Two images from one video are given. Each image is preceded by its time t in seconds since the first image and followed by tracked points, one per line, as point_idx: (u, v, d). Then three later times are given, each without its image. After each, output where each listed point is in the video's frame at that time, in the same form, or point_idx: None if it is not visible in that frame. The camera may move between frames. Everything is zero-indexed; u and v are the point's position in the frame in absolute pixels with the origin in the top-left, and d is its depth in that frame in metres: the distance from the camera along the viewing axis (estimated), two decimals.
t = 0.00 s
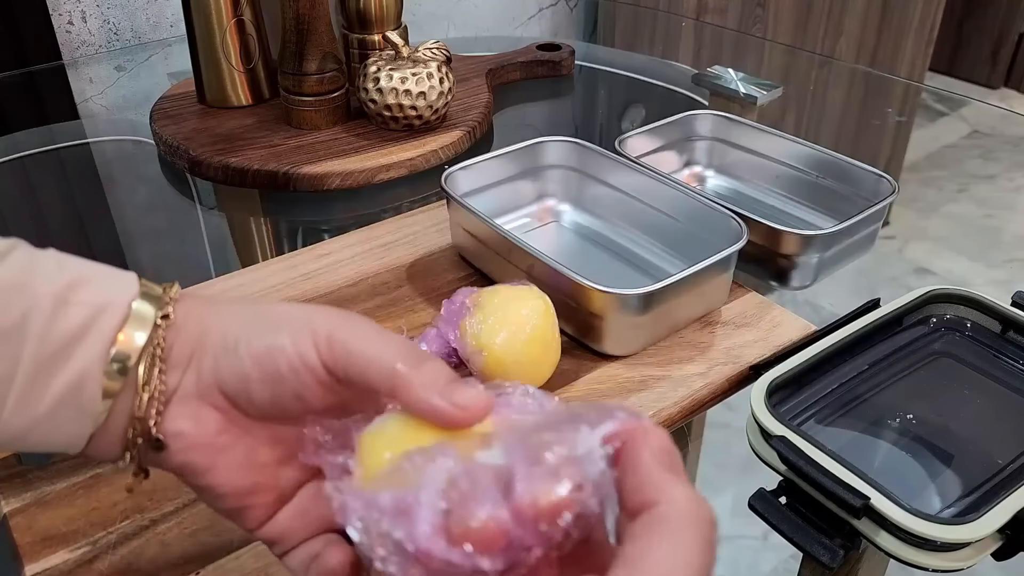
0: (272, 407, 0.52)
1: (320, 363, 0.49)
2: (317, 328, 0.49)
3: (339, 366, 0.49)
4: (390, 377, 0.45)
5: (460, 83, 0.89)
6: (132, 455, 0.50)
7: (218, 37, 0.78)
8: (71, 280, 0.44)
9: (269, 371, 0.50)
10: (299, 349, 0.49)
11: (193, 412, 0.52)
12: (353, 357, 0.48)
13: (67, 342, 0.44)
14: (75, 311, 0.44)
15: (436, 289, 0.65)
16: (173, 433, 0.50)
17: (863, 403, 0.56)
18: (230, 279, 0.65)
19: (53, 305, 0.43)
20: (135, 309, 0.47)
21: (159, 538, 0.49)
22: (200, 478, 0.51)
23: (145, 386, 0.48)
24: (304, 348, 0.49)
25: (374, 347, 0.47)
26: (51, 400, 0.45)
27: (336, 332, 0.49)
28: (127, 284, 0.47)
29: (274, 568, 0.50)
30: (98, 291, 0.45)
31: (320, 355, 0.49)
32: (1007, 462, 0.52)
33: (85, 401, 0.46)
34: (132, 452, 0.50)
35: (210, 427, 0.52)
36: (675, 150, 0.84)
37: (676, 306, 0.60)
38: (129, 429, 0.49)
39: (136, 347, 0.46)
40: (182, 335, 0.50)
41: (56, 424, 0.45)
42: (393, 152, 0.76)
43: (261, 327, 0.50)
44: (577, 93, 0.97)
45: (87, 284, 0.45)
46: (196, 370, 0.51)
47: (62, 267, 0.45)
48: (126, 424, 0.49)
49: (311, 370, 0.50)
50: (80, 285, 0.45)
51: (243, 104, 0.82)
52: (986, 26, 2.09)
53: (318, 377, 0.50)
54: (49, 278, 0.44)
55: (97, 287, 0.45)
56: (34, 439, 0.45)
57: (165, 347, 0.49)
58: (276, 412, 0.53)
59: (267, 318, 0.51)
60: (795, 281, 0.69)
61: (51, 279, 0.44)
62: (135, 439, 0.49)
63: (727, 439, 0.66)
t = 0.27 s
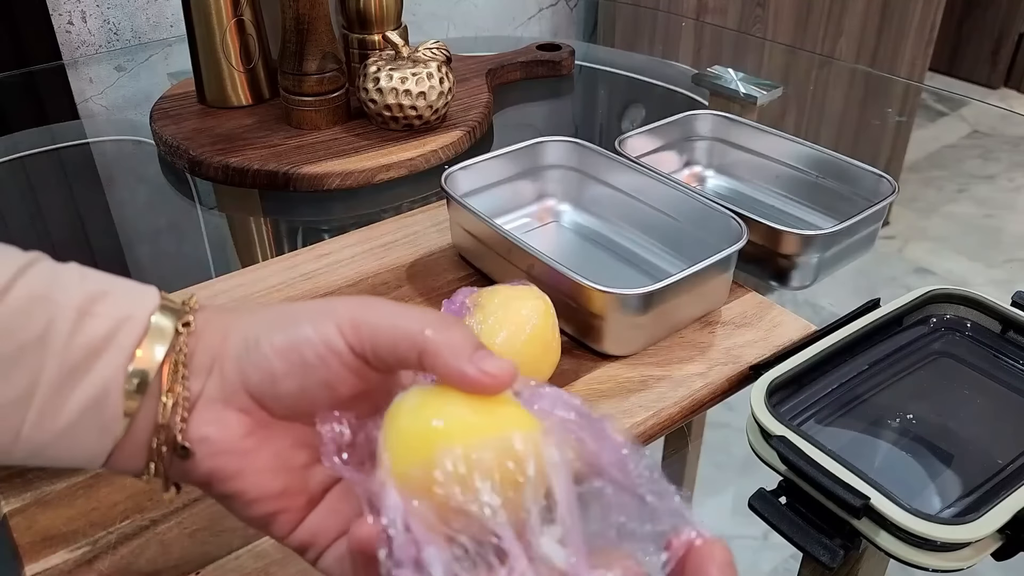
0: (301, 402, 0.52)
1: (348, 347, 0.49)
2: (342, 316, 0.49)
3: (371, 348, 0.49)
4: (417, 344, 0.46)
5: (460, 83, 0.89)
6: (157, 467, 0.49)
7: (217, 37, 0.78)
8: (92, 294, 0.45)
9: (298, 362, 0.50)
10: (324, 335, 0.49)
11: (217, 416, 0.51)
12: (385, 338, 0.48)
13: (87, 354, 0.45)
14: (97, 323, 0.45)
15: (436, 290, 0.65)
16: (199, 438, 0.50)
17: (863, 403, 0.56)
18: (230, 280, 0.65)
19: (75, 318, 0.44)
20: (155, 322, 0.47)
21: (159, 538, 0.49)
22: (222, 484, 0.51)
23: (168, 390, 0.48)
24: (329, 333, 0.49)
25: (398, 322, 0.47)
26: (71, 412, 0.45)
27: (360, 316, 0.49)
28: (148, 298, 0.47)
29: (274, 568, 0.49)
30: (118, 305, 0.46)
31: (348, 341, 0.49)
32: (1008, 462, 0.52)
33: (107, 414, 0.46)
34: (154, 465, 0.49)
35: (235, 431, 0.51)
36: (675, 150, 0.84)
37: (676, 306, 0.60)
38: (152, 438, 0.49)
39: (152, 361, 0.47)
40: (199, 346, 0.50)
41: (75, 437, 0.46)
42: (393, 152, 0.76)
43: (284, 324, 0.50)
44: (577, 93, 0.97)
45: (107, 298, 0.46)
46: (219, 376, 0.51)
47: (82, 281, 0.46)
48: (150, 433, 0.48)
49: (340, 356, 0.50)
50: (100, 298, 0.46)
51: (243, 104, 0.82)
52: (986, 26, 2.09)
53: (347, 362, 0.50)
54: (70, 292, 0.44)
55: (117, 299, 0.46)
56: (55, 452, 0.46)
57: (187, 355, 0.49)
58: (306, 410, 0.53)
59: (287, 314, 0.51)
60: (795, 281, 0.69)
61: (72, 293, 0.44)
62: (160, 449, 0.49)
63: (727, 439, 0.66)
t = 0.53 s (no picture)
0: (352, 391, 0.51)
1: (408, 331, 0.50)
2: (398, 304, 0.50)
3: (437, 331, 0.50)
4: (488, 310, 0.50)
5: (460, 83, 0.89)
6: (197, 466, 0.47)
7: (217, 37, 0.78)
8: (125, 296, 0.44)
9: (357, 349, 0.50)
10: (382, 319, 0.50)
11: (262, 416, 0.49)
12: (449, 317, 0.50)
13: (120, 357, 0.43)
14: (131, 325, 0.43)
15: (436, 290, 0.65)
16: (248, 438, 0.48)
17: (863, 403, 0.56)
18: (230, 280, 0.65)
19: (109, 320, 0.43)
20: (189, 324, 0.46)
21: (159, 538, 0.49)
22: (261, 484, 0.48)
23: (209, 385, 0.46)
24: (388, 318, 0.50)
25: (453, 303, 0.50)
26: (104, 418, 0.43)
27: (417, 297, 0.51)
28: (182, 301, 0.46)
29: (274, 568, 0.50)
30: (152, 307, 0.45)
31: (409, 325, 0.50)
32: (1008, 462, 0.52)
33: (140, 421, 0.44)
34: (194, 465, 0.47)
35: (281, 430, 0.49)
36: (675, 151, 0.84)
37: (676, 306, 0.60)
38: (192, 438, 0.47)
39: (186, 364, 0.45)
40: (238, 348, 0.48)
41: (107, 445, 0.44)
42: (394, 152, 0.76)
43: (330, 316, 0.51)
44: (577, 93, 0.97)
45: (140, 300, 0.44)
46: (262, 378, 0.49)
47: (115, 284, 0.44)
48: (191, 434, 0.47)
49: (402, 338, 0.50)
50: (134, 301, 0.44)
51: (243, 104, 0.82)
52: (987, 26, 2.09)
53: (403, 345, 0.51)
54: (101, 293, 0.43)
55: (151, 302, 0.45)
56: (88, 458, 0.44)
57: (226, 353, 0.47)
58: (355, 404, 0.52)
59: (326, 311, 0.51)
60: (795, 281, 0.68)
61: (104, 295, 0.43)
62: (201, 448, 0.47)
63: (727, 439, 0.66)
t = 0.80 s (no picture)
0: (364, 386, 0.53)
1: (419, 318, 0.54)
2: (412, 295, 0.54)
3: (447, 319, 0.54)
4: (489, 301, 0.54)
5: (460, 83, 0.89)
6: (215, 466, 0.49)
7: (217, 37, 0.78)
8: (129, 291, 0.43)
9: (372, 339, 0.52)
10: (396, 313, 0.53)
11: (284, 415, 0.52)
12: (460, 304, 0.54)
13: (123, 353, 0.42)
14: (135, 321, 0.42)
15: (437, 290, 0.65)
16: (273, 437, 0.51)
17: (862, 403, 0.56)
18: (231, 280, 0.65)
19: (114, 314, 0.42)
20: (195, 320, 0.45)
21: (159, 539, 0.50)
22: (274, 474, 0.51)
23: (225, 382, 0.48)
24: (400, 311, 0.53)
25: (461, 294, 0.54)
26: (106, 417, 0.42)
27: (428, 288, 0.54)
28: (186, 295, 0.45)
29: (275, 568, 0.50)
30: (158, 303, 0.44)
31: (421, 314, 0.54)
32: (1007, 462, 0.52)
33: (141, 420, 0.43)
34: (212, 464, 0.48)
35: (303, 427, 0.52)
36: (675, 151, 0.84)
37: (676, 306, 0.60)
38: (209, 438, 0.48)
39: (193, 361, 0.44)
40: (254, 345, 0.50)
41: (109, 444, 0.43)
42: (394, 152, 0.76)
43: (344, 308, 0.53)
44: (577, 93, 0.97)
45: (146, 294, 0.43)
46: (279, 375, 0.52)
47: (116, 277, 0.43)
48: (205, 433, 0.48)
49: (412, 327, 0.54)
50: (139, 295, 0.43)
51: (243, 104, 0.82)
52: (987, 26, 2.09)
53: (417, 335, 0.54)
54: (107, 287, 0.42)
55: (155, 296, 0.44)
56: (91, 456, 0.43)
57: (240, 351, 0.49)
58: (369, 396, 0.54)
59: (338, 304, 0.53)
60: (795, 281, 0.68)
61: (111, 289, 0.42)
62: (218, 448, 0.48)
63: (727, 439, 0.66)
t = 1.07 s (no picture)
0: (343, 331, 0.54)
1: (393, 269, 0.53)
2: (380, 242, 0.53)
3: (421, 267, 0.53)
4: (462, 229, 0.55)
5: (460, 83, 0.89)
6: (184, 419, 0.51)
7: (218, 37, 0.78)
8: (83, 238, 0.45)
9: (343, 290, 0.52)
10: (366, 261, 0.52)
11: (255, 369, 0.53)
12: (433, 251, 0.54)
13: (79, 299, 0.44)
14: (89, 268, 0.44)
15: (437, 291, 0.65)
16: (247, 391, 0.53)
17: (862, 403, 0.56)
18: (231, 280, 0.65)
19: (65, 263, 0.44)
20: (152, 266, 0.47)
21: (159, 538, 0.50)
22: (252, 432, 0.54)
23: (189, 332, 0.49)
24: (371, 258, 0.53)
25: (435, 234, 0.54)
26: (64, 361, 0.44)
27: (397, 233, 0.53)
28: (144, 243, 0.47)
29: (275, 568, 0.49)
30: (113, 249, 0.46)
31: (392, 261, 0.53)
32: (1007, 462, 0.52)
33: (100, 366, 0.46)
34: (181, 417, 0.51)
35: (272, 379, 0.54)
36: (675, 151, 0.84)
37: (676, 306, 0.60)
38: (176, 388, 0.50)
39: (152, 305, 0.46)
40: (218, 300, 0.50)
41: (72, 389, 0.46)
42: (394, 152, 0.76)
43: (314, 258, 0.53)
44: (577, 93, 0.97)
45: (101, 240, 0.45)
46: (249, 331, 0.52)
47: (77, 224, 0.45)
48: (173, 385, 0.50)
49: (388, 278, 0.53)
50: (94, 241, 0.45)
51: (243, 104, 0.82)
52: (986, 26, 2.09)
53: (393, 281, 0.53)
54: (59, 235, 0.44)
55: (115, 245, 0.46)
56: (58, 404, 0.46)
57: (204, 304, 0.50)
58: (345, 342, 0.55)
59: (310, 253, 0.53)
60: (795, 281, 0.68)
61: (62, 236, 0.44)
62: (187, 400, 0.50)
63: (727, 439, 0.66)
